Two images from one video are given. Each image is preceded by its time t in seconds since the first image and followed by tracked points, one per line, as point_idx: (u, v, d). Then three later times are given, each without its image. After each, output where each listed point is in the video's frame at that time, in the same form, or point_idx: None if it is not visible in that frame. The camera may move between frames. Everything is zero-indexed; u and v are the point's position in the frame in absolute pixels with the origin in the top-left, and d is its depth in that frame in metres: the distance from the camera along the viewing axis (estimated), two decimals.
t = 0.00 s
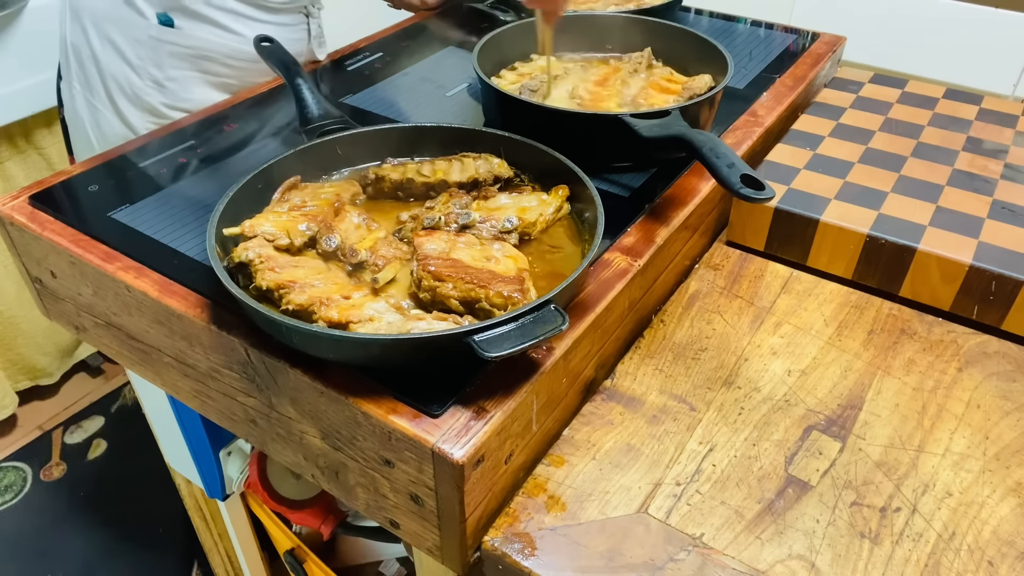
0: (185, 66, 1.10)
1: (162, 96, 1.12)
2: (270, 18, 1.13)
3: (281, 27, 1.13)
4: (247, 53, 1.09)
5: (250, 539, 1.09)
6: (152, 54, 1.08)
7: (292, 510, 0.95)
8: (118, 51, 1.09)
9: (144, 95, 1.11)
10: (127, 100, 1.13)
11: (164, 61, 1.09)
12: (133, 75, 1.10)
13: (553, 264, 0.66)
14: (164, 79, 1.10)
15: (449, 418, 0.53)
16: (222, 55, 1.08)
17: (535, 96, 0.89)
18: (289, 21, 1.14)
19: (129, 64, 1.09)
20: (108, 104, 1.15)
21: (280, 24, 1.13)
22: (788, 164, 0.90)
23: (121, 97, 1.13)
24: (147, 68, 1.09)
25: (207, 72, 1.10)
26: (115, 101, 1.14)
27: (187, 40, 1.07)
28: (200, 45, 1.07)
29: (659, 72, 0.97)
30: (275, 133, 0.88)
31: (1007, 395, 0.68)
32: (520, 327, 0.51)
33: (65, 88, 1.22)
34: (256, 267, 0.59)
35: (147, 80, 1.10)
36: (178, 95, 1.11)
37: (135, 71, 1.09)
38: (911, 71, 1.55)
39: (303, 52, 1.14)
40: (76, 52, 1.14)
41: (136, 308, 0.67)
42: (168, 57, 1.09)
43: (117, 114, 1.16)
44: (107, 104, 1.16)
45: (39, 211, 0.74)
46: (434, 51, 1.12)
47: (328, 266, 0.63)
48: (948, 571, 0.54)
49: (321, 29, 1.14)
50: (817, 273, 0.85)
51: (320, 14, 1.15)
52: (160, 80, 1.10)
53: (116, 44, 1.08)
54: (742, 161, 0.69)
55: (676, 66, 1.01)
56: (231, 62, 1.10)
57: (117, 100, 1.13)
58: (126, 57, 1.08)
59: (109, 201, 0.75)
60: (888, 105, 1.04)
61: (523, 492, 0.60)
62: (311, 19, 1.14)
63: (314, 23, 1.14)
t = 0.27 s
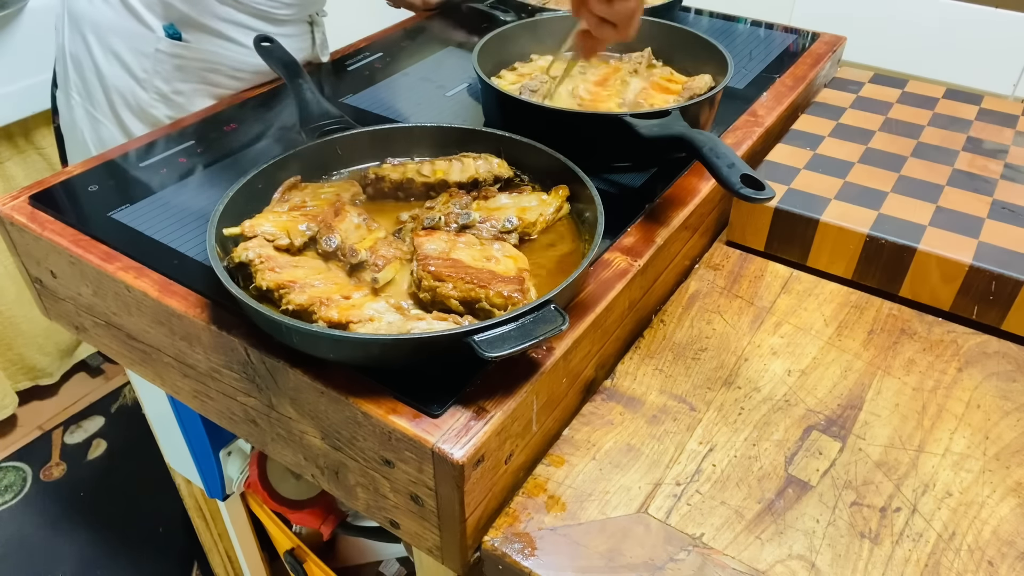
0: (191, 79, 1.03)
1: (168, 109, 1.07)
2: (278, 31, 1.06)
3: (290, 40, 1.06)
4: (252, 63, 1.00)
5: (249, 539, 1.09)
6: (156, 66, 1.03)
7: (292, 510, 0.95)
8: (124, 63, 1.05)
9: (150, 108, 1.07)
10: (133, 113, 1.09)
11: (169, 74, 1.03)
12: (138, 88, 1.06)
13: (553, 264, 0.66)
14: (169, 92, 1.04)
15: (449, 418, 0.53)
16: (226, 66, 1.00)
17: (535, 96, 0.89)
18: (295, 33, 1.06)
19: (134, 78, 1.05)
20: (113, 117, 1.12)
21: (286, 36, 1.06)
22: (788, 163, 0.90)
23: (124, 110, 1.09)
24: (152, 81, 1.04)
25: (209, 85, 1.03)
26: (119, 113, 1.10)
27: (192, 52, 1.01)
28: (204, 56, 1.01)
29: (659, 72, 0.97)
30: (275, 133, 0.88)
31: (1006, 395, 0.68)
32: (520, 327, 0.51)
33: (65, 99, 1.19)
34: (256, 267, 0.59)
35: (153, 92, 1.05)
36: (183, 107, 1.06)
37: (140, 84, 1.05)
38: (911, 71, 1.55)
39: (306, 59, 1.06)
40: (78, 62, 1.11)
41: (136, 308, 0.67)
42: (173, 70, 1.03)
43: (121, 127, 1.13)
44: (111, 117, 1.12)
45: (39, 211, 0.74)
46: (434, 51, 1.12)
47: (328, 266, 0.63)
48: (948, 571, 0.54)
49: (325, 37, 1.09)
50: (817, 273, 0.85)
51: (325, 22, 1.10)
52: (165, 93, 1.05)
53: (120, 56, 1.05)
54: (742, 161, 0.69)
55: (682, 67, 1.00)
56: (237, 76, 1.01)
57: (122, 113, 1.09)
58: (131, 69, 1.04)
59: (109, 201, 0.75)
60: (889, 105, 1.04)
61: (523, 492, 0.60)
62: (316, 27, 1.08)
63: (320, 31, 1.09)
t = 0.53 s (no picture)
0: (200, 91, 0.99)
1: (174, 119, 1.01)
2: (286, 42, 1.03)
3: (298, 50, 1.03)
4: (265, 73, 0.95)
5: (249, 539, 1.09)
6: (163, 76, 0.98)
7: (292, 510, 0.95)
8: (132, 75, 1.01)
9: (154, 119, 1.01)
10: (139, 125, 1.04)
11: (176, 85, 0.98)
12: (145, 98, 1.01)
13: (553, 264, 0.66)
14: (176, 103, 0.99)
15: (449, 418, 0.53)
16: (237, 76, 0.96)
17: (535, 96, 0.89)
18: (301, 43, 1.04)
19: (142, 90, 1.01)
20: (119, 127, 1.09)
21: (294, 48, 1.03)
22: (788, 163, 0.90)
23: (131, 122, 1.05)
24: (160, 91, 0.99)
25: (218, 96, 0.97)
26: (125, 124, 1.06)
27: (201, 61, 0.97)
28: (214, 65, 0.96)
29: (659, 72, 0.96)
30: (275, 133, 0.88)
31: (1006, 395, 0.68)
32: (520, 327, 0.51)
33: (70, 108, 1.17)
34: (256, 267, 0.59)
35: (159, 101, 1.00)
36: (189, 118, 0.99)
37: (147, 94, 1.00)
38: (911, 71, 1.55)
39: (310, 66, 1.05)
40: (83, 71, 1.09)
41: (136, 308, 0.67)
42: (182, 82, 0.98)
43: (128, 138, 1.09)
44: (118, 128, 1.09)
45: (39, 211, 0.74)
46: (434, 51, 1.11)
47: (328, 266, 0.63)
48: (948, 571, 0.54)
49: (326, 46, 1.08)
50: (817, 273, 0.85)
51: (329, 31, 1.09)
52: (172, 104, 0.99)
53: (128, 66, 1.02)
54: (742, 161, 0.69)
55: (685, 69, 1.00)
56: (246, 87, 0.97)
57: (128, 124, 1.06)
58: (138, 78, 1.00)
59: (109, 201, 0.75)
60: (888, 105, 1.04)
61: (523, 492, 0.60)
62: (321, 35, 1.08)
63: (324, 39, 1.08)
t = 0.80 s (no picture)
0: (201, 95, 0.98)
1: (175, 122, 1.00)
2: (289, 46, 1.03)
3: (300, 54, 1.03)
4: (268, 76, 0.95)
5: (249, 539, 1.09)
6: (165, 78, 0.97)
7: (292, 510, 0.95)
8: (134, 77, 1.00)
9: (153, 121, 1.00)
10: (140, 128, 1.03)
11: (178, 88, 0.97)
12: (145, 101, 1.00)
13: (553, 264, 0.66)
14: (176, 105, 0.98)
15: (449, 418, 0.53)
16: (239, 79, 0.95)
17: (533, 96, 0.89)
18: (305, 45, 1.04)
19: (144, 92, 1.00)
20: (121, 130, 1.08)
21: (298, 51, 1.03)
22: (788, 163, 0.90)
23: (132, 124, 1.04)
24: (161, 93, 0.98)
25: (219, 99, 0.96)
26: (127, 127, 1.06)
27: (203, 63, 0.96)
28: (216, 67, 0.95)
29: (660, 72, 0.96)
30: (275, 133, 0.88)
31: (1007, 395, 0.68)
32: (520, 327, 0.51)
33: (72, 110, 1.17)
34: (256, 267, 0.59)
35: (159, 103, 0.99)
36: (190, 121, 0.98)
37: (147, 95, 0.99)
38: (911, 71, 1.55)
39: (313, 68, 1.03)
40: (85, 72, 1.08)
41: (137, 308, 0.67)
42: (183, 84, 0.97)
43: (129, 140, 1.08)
44: (120, 130, 1.09)
45: (39, 211, 0.74)
46: (435, 51, 1.11)
47: (328, 266, 0.63)
48: (948, 571, 0.54)
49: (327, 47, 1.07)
50: (817, 273, 0.85)
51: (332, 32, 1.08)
52: (173, 106, 0.98)
53: (129, 68, 1.01)
54: (742, 161, 0.69)
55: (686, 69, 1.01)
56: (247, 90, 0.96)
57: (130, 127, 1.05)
58: (138, 80, 0.99)
59: (109, 201, 0.75)
60: (888, 105, 1.04)
61: (523, 492, 0.60)
62: (323, 37, 1.07)
63: (326, 42, 1.07)
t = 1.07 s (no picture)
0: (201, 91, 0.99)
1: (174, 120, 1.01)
2: (287, 40, 1.03)
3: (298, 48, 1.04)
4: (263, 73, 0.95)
5: (249, 539, 1.09)
6: (163, 76, 0.99)
7: (292, 510, 0.95)
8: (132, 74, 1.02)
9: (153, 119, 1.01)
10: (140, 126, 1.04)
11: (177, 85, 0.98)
12: (145, 99, 1.01)
13: (553, 264, 0.66)
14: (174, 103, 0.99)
15: (449, 418, 0.53)
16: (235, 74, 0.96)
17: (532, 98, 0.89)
18: (304, 41, 1.04)
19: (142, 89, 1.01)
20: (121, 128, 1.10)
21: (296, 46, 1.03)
22: (788, 163, 0.90)
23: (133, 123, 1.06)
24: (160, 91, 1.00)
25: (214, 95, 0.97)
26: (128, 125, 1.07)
27: (199, 60, 0.97)
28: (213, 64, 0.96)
29: (659, 72, 0.97)
30: (275, 134, 0.88)
31: (1007, 395, 0.68)
32: (520, 327, 0.51)
33: (72, 110, 1.18)
34: (256, 267, 0.59)
35: (158, 101, 1.00)
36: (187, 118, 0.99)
37: (147, 93, 1.01)
38: (911, 71, 1.55)
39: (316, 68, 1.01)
40: (86, 73, 1.10)
41: (137, 308, 0.67)
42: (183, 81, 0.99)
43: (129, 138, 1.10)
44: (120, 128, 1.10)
45: (39, 211, 0.74)
46: (434, 51, 1.11)
47: (328, 266, 0.63)
48: (948, 571, 0.54)
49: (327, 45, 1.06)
50: (817, 273, 0.85)
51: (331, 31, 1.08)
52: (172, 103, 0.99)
53: (127, 65, 1.02)
54: (742, 161, 0.69)
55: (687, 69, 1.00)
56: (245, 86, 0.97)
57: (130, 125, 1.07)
58: (138, 78, 1.01)
59: (109, 201, 0.75)
60: (888, 105, 1.04)
61: (523, 492, 0.60)
62: (321, 34, 1.07)
63: (324, 39, 1.07)
